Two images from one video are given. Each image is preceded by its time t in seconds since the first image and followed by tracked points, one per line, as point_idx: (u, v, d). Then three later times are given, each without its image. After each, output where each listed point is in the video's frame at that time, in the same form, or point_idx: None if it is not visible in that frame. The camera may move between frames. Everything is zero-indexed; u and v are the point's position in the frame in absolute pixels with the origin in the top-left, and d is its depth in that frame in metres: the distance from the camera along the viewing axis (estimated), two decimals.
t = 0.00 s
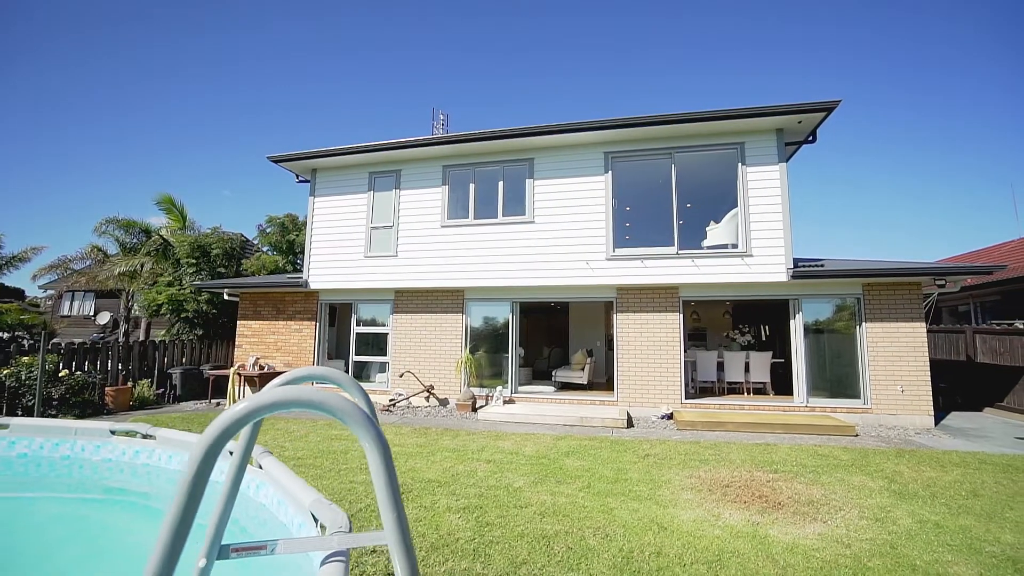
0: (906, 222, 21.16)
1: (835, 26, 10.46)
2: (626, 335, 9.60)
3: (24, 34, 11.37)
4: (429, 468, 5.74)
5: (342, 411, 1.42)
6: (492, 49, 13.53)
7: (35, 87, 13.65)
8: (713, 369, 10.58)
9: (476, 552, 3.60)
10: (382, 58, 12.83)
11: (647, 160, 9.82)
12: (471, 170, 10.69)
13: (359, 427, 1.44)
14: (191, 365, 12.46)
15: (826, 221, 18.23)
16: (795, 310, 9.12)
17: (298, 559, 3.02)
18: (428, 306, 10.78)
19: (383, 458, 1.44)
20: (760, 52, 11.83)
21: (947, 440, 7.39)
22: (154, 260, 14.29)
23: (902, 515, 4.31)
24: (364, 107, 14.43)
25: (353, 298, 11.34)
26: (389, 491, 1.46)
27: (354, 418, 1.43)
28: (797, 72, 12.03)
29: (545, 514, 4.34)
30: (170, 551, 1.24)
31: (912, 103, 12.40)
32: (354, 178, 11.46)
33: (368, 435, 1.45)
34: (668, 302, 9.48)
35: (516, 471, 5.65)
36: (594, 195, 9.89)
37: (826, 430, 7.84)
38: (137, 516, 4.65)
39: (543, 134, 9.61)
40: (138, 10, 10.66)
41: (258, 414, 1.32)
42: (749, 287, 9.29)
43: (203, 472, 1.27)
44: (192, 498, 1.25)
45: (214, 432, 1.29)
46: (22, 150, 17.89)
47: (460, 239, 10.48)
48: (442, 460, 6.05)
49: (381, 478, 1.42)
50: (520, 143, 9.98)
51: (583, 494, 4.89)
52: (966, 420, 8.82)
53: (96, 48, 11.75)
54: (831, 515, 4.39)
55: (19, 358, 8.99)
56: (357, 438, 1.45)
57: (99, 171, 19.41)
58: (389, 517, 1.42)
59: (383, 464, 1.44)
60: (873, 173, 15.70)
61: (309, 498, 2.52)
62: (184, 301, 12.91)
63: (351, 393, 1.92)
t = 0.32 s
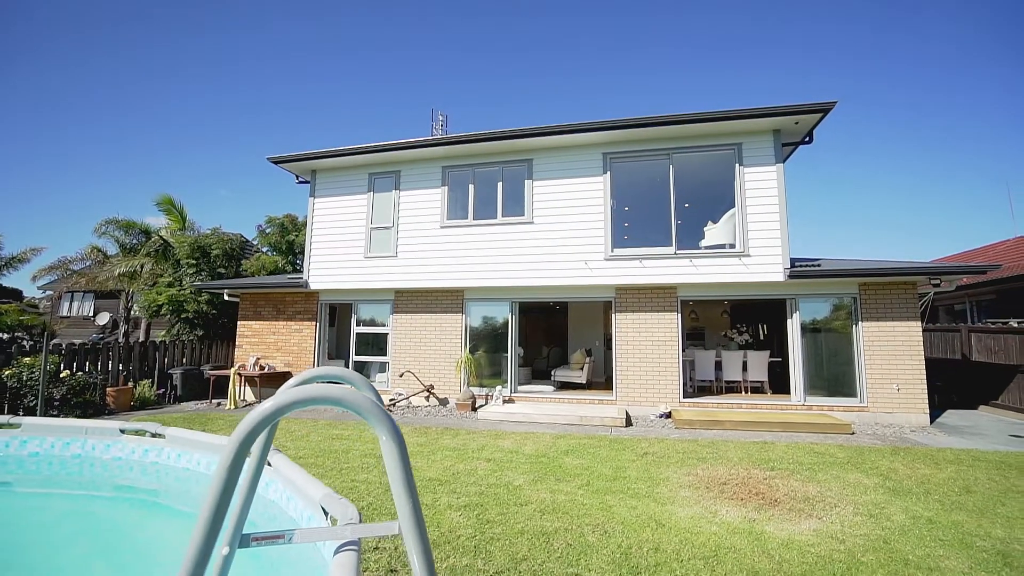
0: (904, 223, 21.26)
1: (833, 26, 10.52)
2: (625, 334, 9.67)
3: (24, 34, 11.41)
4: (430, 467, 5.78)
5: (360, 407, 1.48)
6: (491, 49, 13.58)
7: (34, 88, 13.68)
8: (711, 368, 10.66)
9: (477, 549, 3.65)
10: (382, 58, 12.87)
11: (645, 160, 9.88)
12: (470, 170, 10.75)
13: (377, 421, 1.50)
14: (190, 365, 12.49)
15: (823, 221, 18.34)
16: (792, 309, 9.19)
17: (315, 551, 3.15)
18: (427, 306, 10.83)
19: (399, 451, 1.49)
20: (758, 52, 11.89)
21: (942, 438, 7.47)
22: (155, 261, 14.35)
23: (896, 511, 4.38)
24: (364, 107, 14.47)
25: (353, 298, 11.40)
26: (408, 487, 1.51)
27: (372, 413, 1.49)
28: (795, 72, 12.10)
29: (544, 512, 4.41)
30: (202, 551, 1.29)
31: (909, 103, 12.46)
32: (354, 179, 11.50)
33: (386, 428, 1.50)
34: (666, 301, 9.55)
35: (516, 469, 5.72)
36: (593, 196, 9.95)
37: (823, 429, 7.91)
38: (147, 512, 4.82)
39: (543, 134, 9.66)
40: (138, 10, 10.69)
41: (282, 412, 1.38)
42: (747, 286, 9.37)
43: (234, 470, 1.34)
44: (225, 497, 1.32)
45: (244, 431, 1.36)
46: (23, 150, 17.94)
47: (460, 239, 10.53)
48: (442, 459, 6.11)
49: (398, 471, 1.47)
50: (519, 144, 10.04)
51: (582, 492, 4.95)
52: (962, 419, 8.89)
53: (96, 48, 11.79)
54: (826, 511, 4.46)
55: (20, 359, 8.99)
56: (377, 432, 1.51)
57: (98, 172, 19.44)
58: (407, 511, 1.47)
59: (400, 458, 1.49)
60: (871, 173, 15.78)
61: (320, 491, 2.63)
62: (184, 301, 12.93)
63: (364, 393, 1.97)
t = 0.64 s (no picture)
0: (900, 223, 21.40)
1: (830, 26, 10.58)
2: (623, 333, 9.75)
3: (23, 34, 11.42)
4: (430, 465, 5.85)
5: (375, 402, 1.52)
6: (491, 49, 13.61)
7: (33, 87, 13.70)
8: (709, 367, 10.74)
9: (477, 545, 3.72)
10: (381, 58, 12.91)
11: (644, 161, 9.94)
12: (469, 171, 10.79)
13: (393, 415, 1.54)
14: (191, 365, 12.54)
15: (821, 220, 18.44)
16: (789, 309, 9.28)
17: (321, 541, 3.42)
18: (427, 306, 10.89)
19: (415, 446, 1.54)
20: (757, 52, 11.94)
21: (937, 435, 7.55)
22: (155, 261, 14.39)
23: (890, 507, 4.45)
24: (364, 106, 14.50)
25: (353, 298, 11.45)
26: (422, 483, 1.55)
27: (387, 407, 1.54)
28: (793, 72, 12.16)
29: (544, 509, 4.46)
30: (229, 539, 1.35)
31: (906, 104, 12.53)
32: (353, 179, 11.54)
33: (401, 425, 1.54)
34: (664, 301, 9.63)
35: (516, 467, 5.78)
36: (592, 196, 10.01)
37: (819, 427, 7.99)
38: (154, 508, 4.94)
39: (542, 135, 9.73)
40: (138, 10, 10.70)
41: (301, 409, 1.42)
42: (744, 286, 9.43)
43: (256, 469, 1.39)
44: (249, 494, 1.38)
45: (266, 429, 1.41)
46: (22, 151, 17.95)
47: (460, 239, 10.58)
48: (443, 457, 6.18)
49: (413, 467, 1.51)
50: (518, 145, 10.09)
51: (582, 489, 5.01)
52: (957, 416, 8.98)
53: (97, 48, 11.81)
54: (822, 507, 4.53)
55: (21, 359, 9.06)
56: (393, 428, 1.56)
57: (97, 172, 19.44)
58: (422, 507, 1.51)
59: (415, 454, 1.53)
60: (869, 173, 15.86)
61: (331, 487, 2.79)
62: (184, 302, 12.96)
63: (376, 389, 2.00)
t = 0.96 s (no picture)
0: (897, 223, 21.51)
1: (828, 27, 10.65)
2: (622, 333, 9.82)
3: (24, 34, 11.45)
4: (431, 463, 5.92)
5: (390, 395, 1.58)
6: (491, 49, 13.65)
7: (34, 87, 13.73)
8: (707, 366, 10.82)
9: (478, 540, 3.79)
10: (382, 58, 12.95)
11: (643, 161, 10.00)
12: (469, 171, 10.84)
13: (408, 407, 1.60)
14: (192, 365, 12.58)
15: (819, 220, 18.53)
16: (787, 308, 9.36)
17: (329, 530, 3.63)
18: (427, 305, 10.94)
19: (429, 439, 1.60)
20: (755, 53, 12.02)
21: (932, 433, 7.63)
22: (154, 261, 14.44)
23: (885, 503, 4.53)
24: (364, 106, 14.54)
25: (353, 298, 11.51)
26: (437, 477, 1.62)
27: (403, 399, 1.60)
28: (791, 73, 12.23)
29: (544, 506, 4.53)
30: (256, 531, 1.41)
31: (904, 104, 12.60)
32: (353, 180, 11.59)
33: (416, 416, 1.60)
34: (663, 300, 9.70)
35: (516, 465, 5.85)
36: (591, 197, 10.07)
37: (817, 426, 8.06)
38: (164, 504, 5.05)
39: (541, 136, 9.78)
40: (139, 11, 10.74)
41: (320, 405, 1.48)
42: (742, 285, 9.51)
43: (281, 470, 1.43)
44: (276, 493, 1.42)
45: (291, 425, 1.48)
46: (22, 151, 17.99)
47: (460, 239, 10.64)
48: (444, 455, 6.24)
49: (429, 458, 1.58)
50: (518, 145, 10.15)
51: (581, 486, 5.08)
52: (952, 415, 9.07)
53: (97, 48, 11.84)
54: (818, 503, 4.61)
55: (23, 359, 9.11)
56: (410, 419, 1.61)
57: (96, 173, 19.45)
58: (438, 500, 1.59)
59: (430, 446, 1.60)
60: (867, 173, 15.95)
61: (339, 481, 2.95)
62: (185, 301, 12.99)
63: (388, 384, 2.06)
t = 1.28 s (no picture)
0: (896, 223, 21.60)
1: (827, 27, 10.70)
2: (621, 331, 9.90)
3: (25, 35, 11.48)
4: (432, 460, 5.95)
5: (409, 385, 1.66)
6: (491, 49, 13.68)
7: (34, 87, 13.76)
8: (705, 364, 10.89)
9: (480, 536, 3.85)
10: (382, 58, 12.99)
11: (641, 161, 10.07)
12: (469, 171, 10.90)
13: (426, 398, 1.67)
14: (193, 365, 12.58)
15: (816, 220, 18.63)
16: (784, 307, 9.45)
17: (341, 520, 3.78)
18: (427, 305, 11.01)
19: (444, 429, 1.66)
20: (754, 53, 12.08)
21: (927, 431, 7.73)
22: (155, 262, 14.54)
23: (879, 499, 4.61)
24: (364, 106, 14.60)
25: (353, 298, 11.56)
26: (453, 469, 1.68)
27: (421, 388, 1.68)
28: (789, 73, 12.30)
29: (544, 502, 4.61)
30: (285, 516, 1.48)
31: (902, 105, 12.67)
32: (353, 180, 11.64)
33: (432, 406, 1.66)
34: (662, 299, 9.79)
35: (516, 462, 5.92)
36: (590, 197, 10.14)
37: (814, 423, 8.15)
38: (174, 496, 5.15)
39: (540, 137, 9.84)
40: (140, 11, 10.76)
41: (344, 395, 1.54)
42: (739, 284, 9.58)
43: (303, 465, 1.49)
44: (299, 487, 1.48)
45: (313, 420, 1.55)
46: (21, 151, 17.99)
47: (460, 239, 10.70)
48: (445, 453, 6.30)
49: (445, 452, 1.63)
50: (518, 146, 10.21)
51: (581, 483, 5.16)
52: (947, 412, 9.17)
53: (98, 48, 11.85)
54: (813, 499, 4.69)
55: (25, 359, 9.16)
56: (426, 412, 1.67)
57: (95, 173, 19.44)
58: (454, 493, 1.65)
59: (445, 436, 1.66)
60: (865, 172, 16.03)
61: (349, 473, 3.11)
62: (185, 302, 13.03)
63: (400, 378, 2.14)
